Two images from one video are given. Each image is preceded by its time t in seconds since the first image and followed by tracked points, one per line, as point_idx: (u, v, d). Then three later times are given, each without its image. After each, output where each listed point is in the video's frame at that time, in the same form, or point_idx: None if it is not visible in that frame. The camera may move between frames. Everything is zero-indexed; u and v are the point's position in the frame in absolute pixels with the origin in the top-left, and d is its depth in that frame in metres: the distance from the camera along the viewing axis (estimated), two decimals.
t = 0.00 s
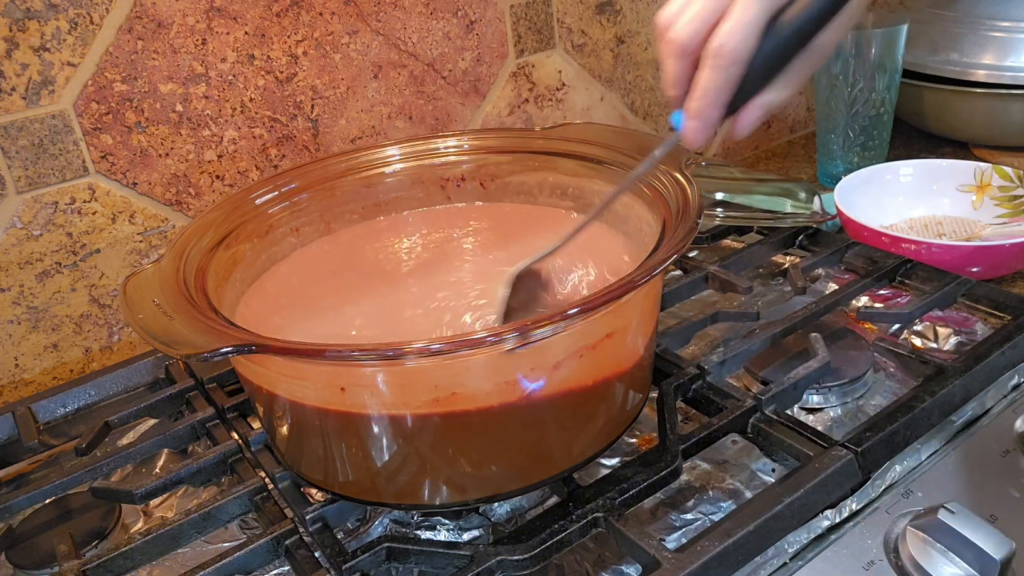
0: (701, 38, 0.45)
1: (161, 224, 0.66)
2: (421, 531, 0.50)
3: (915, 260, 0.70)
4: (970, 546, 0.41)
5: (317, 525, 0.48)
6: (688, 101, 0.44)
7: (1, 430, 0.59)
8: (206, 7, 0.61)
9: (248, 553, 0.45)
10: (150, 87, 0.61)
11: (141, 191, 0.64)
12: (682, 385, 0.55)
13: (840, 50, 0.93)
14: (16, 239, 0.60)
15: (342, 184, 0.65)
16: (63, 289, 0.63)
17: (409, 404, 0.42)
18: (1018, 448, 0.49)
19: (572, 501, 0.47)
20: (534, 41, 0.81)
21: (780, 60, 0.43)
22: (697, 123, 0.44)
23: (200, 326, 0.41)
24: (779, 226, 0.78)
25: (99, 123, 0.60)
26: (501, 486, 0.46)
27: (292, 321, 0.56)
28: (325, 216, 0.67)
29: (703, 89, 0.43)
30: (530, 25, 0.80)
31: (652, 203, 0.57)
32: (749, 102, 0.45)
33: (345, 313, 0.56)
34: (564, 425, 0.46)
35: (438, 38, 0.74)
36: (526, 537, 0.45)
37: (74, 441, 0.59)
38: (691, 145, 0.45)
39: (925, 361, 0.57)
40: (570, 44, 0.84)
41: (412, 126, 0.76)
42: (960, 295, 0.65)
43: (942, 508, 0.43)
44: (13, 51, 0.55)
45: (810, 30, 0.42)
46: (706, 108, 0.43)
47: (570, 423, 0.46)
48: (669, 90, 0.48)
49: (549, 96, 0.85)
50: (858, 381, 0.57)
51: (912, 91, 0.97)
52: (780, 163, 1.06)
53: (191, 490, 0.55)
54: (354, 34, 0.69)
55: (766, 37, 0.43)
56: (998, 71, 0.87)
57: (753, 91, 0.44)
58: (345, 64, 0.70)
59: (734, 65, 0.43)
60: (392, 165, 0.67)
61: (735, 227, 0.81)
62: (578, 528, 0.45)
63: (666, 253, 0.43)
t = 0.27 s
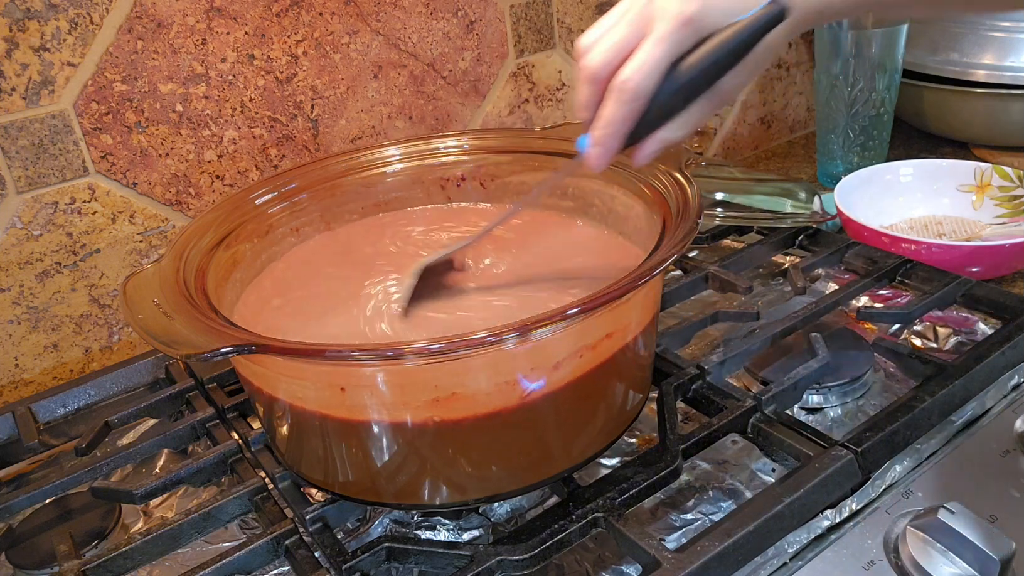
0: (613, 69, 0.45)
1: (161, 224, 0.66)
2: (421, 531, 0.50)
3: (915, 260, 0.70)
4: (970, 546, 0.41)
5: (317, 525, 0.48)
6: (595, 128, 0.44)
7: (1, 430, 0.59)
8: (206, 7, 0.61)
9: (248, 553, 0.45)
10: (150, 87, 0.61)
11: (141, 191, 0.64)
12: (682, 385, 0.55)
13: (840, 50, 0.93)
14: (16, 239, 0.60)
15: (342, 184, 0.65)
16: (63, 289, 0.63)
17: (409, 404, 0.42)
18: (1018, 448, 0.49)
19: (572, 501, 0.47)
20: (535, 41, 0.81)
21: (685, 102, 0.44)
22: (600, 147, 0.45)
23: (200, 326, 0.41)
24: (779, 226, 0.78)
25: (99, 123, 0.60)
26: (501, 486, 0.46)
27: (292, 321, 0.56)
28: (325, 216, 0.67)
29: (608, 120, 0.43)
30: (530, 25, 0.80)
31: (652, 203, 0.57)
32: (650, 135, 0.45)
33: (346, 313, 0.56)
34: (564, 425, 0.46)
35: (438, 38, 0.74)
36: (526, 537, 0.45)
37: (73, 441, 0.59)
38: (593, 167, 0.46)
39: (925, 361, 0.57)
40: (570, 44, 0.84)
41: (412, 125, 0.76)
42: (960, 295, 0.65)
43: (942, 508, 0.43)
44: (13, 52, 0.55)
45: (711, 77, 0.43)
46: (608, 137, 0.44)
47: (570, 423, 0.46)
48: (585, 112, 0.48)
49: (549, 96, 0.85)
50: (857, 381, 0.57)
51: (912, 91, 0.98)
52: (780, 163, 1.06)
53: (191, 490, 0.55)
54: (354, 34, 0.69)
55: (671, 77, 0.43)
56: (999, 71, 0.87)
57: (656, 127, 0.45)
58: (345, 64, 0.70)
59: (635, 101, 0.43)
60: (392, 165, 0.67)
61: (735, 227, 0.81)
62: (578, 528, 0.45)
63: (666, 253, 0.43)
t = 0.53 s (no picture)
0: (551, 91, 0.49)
1: (162, 224, 0.66)
2: (421, 531, 0.50)
3: (915, 260, 0.70)
4: (970, 546, 0.41)
5: (317, 525, 0.48)
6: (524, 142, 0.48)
7: (1, 430, 0.59)
8: (206, 7, 0.61)
9: (248, 553, 0.45)
10: (150, 87, 0.61)
11: (141, 191, 0.64)
12: (682, 385, 0.55)
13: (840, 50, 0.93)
14: (16, 239, 0.60)
15: (342, 184, 0.65)
16: (63, 289, 0.63)
17: (410, 404, 0.42)
18: (1017, 447, 0.49)
19: (572, 501, 0.47)
20: (535, 41, 0.81)
21: (607, 128, 0.47)
22: (528, 161, 0.48)
23: (200, 326, 0.41)
24: (779, 226, 0.78)
25: (99, 123, 0.60)
26: (501, 486, 0.46)
27: (292, 322, 0.56)
28: (325, 216, 0.67)
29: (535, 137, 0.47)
30: (530, 25, 0.80)
31: (653, 203, 0.57)
32: (577, 156, 0.49)
33: (345, 313, 0.56)
34: (564, 425, 0.46)
35: (438, 38, 0.74)
36: (526, 537, 0.45)
37: (73, 441, 0.59)
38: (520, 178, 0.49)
39: (925, 361, 0.57)
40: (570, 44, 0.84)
41: (412, 125, 0.76)
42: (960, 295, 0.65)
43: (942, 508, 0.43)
44: (13, 51, 0.55)
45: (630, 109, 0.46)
46: (535, 148, 0.47)
47: (569, 423, 0.46)
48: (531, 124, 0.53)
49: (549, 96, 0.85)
50: (857, 381, 0.57)
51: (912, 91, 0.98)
52: (780, 163, 1.06)
53: (191, 490, 0.55)
54: (354, 34, 0.69)
55: (593, 104, 0.46)
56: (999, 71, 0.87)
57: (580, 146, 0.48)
58: (345, 64, 0.70)
59: (564, 119, 0.46)
60: (392, 165, 0.67)
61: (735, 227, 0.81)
62: (578, 528, 0.45)
63: (666, 253, 0.43)
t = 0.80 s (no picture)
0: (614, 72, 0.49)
1: (161, 224, 0.66)
2: (421, 531, 0.50)
3: (915, 260, 0.70)
4: (970, 546, 0.41)
5: (316, 525, 0.48)
6: (584, 115, 0.47)
7: (1, 430, 0.59)
8: (206, 7, 0.61)
9: (248, 553, 0.45)
10: (150, 87, 0.61)
11: (140, 191, 0.64)
12: (682, 385, 0.55)
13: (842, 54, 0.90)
14: (16, 239, 0.60)
15: (342, 184, 0.65)
16: (63, 289, 0.63)
17: (410, 404, 0.42)
18: (1017, 447, 0.49)
19: (572, 501, 0.47)
20: (535, 41, 0.81)
21: (671, 99, 0.44)
22: (590, 135, 0.47)
23: (200, 326, 0.41)
24: (779, 226, 0.78)
25: (99, 123, 0.60)
26: (501, 487, 0.46)
27: (291, 322, 0.56)
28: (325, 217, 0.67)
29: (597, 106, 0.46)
30: (530, 25, 0.80)
31: (653, 203, 0.57)
32: (638, 132, 0.45)
33: (346, 313, 0.56)
34: (564, 425, 0.46)
35: (438, 38, 0.74)
36: (526, 537, 0.45)
37: (73, 441, 0.59)
38: (580, 156, 0.47)
39: (925, 361, 0.57)
40: (570, 44, 0.84)
41: (412, 125, 0.76)
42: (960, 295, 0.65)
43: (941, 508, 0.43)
44: (13, 51, 0.55)
45: (691, 74, 0.43)
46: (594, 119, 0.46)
47: (570, 422, 0.46)
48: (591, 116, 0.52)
49: (549, 96, 0.85)
50: (857, 381, 0.57)
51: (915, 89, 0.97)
52: (780, 163, 1.06)
53: (191, 490, 0.55)
54: (354, 34, 0.69)
55: (653, 64, 0.44)
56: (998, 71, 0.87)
57: (643, 120, 0.45)
58: (345, 64, 0.70)
59: (621, 89, 0.45)
60: (392, 165, 0.67)
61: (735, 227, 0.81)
62: (578, 528, 0.45)
63: (666, 253, 0.43)
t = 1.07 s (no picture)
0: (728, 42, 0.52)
1: (161, 224, 0.66)
2: (421, 531, 0.50)
3: (915, 260, 0.70)
4: (970, 546, 0.41)
5: (316, 525, 0.48)
6: (710, 78, 0.49)
7: (1, 430, 0.59)
8: (207, 7, 0.61)
9: (248, 553, 0.45)
10: (150, 87, 0.61)
11: (140, 191, 0.64)
12: (682, 385, 0.56)
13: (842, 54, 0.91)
14: (16, 239, 0.60)
15: (342, 184, 0.65)
16: (63, 289, 0.63)
17: (410, 404, 0.42)
18: (1018, 447, 0.49)
19: (572, 501, 0.47)
20: (535, 41, 0.81)
21: (810, 64, 0.47)
22: (713, 93, 0.49)
23: (200, 326, 0.41)
24: (779, 226, 0.78)
25: (99, 123, 0.60)
26: (501, 487, 0.46)
27: (291, 322, 0.56)
28: (325, 216, 0.67)
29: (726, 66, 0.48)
30: (530, 25, 0.80)
31: (652, 203, 0.57)
32: (764, 101, 0.48)
33: (346, 313, 0.56)
34: (565, 425, 0.46)
35: (438, 38, 0.74)
36: (526, 537, 0.45)
37: (74, 441, 0.59)
38: (703, 113, 0.49)
39: (925, 361, 0.57)
40: (570, 44, 0.84)
41: (412, 125, 0.76)
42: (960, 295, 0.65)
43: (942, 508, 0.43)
44: (13, 51, 0.55)
45: (841, 44, 0.45)
46: (722, 79, 0.48)
47: (570, 422, 0.46)
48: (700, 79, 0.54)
49: (549, 96, 0.85)
50: (857, 381, 0.57)
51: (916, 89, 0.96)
52: (780, 163, 1.06)
53: (191, 490, 0.55)
54: (354, 34, 0.69)
55: (805, 37, 0.47)
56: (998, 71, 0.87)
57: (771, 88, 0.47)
58: (345, 64, 0.70)
59: (755, 51, 0.48)
60: (392, 165, 0.67)
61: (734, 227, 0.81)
62: (578, 528, 0.45)
63: (666, 253, 0.43)
